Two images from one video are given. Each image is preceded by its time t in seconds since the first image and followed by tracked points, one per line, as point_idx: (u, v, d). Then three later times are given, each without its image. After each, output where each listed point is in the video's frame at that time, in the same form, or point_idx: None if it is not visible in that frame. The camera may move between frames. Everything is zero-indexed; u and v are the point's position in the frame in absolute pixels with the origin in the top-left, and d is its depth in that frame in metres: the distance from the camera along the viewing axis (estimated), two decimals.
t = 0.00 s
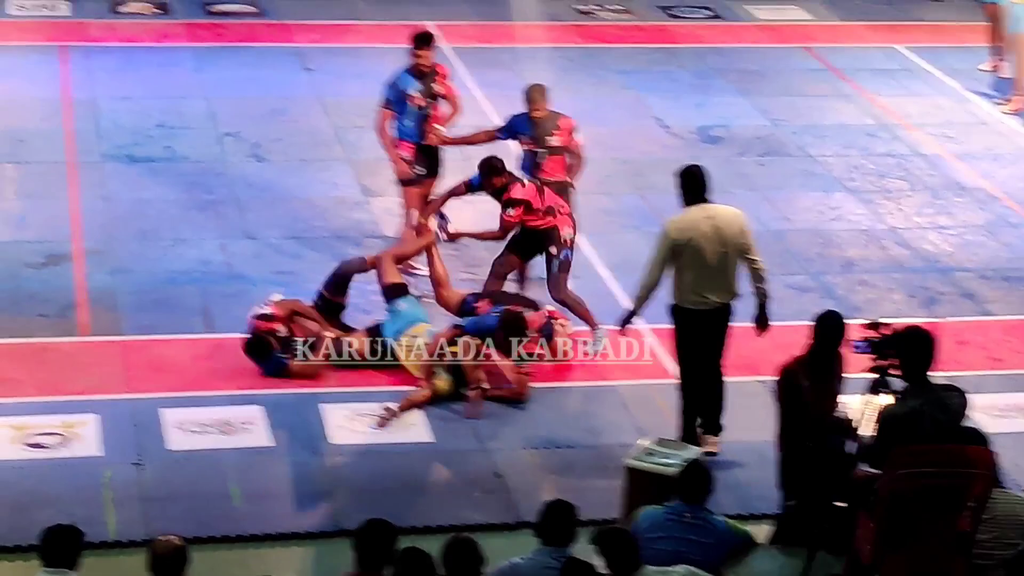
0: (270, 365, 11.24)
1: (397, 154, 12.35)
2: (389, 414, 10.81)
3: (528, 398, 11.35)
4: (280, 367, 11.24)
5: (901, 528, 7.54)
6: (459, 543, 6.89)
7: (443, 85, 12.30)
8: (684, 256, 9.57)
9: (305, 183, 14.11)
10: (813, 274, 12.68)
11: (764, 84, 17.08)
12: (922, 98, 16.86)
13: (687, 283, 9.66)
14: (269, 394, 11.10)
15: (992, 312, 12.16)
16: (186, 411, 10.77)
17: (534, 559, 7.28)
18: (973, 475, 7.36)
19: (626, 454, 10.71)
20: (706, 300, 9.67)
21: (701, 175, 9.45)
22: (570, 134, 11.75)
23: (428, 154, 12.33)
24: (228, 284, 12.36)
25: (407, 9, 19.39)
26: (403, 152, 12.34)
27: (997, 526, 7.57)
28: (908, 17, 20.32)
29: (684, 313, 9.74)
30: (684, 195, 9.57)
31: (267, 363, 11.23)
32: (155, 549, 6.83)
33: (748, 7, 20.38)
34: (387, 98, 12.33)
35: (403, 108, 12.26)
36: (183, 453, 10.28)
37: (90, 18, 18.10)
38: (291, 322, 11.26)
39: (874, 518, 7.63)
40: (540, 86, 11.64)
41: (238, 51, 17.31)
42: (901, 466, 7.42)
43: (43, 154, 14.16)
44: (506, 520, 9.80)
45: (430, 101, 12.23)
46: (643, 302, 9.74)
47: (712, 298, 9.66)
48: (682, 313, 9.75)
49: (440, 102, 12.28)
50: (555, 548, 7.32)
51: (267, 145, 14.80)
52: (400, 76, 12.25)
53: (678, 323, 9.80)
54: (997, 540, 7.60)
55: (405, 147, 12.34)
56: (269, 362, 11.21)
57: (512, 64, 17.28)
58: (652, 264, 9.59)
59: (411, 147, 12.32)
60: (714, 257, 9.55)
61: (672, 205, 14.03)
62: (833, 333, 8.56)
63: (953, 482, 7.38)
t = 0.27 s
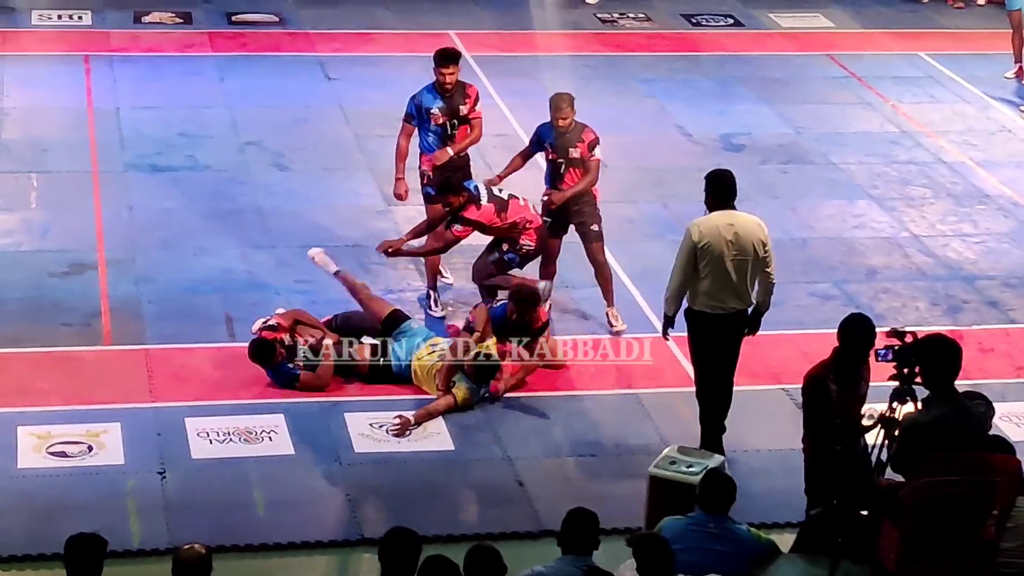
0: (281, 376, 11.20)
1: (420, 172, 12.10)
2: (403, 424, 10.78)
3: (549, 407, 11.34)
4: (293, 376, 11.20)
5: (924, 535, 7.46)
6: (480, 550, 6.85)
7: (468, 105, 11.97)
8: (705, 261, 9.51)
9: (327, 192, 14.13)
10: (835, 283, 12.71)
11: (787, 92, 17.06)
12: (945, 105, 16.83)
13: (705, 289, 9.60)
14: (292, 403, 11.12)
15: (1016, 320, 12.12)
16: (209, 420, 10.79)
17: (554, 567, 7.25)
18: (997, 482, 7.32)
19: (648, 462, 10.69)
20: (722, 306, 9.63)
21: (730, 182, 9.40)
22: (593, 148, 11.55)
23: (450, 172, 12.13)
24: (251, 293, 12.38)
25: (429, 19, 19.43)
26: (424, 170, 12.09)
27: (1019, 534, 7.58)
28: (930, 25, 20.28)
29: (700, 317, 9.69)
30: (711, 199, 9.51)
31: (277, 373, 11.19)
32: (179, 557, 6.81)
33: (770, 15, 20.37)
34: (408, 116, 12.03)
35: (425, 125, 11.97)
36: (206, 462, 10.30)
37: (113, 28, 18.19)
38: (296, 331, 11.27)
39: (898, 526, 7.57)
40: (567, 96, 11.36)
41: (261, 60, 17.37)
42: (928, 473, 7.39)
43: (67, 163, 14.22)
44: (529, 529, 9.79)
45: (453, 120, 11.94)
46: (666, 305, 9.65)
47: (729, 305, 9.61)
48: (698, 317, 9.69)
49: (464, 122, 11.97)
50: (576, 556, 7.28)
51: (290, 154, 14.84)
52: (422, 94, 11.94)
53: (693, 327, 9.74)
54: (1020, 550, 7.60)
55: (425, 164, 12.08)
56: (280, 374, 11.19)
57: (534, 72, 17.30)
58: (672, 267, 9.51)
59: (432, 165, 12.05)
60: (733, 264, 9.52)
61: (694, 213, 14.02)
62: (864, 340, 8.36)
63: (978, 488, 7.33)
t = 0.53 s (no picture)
0: (300, 386, 11.22)
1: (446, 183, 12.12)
2: (422, 433, 10.78)
3: (571, 416, 11.34)
4: (312, 387, 11.24)
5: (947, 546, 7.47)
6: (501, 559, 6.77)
7: (496, 117, 11.93)
8: (733, 262, 9.54)
9: (349, 202, 14.15)
10: (858, 292, 12.74)
11: (808, 101, 17.05)
12: (968, 114, 16.80)
13: (732, 289, 9.61)
14: (314, 412, 11.11)
15: None
16: (231, 430, 10.79)
17: None
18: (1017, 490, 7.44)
19: (670, 472, 10.67)
20: (747, 308, 9.65)
21: (761, 184, 9.46)
22: (636, 172, 11.13)
23: (476, 186, 12.07)
24: (273, 303, 12.39)
25: (450, 29, 19.47)
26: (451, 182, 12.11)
27: None
28: (953, 34, 20.25)
29: (724, 318, 9.71)
30: (741, 201, 9.55)
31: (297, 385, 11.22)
32: (204, 567, 6.79)
33: (792, 25, 20.37)
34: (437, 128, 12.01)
35: (452, 137, 11.94)
36: (229, 472, 10.30)
37: (135, 39, 18.26)
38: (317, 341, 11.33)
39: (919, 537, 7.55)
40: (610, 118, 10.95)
41: (283, 70, 17.41)
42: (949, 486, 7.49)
43: (89, 174, 14.28)
44: (551, 539, 9.77)
45: (480, 132, 11.90)
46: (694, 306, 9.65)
47: (754, 306, 9.64)
48: (723, 318, 9.70)
49: (491, 134, 11.94)
50: (596, 567, 7.18)
51: (312, 165, 14.86)
52: (451, 107, 11.91)
53: (717, 328, 9.75)
54: None
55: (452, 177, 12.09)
56: (300, 385, 11.22)
57: (555, 82, 17.31)
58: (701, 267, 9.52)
59: (458, 178, 12.04)
60: (759, 266, 9.56)
61: (716, 223, 14.02)
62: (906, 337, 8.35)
63: (999, 497, 7.43)
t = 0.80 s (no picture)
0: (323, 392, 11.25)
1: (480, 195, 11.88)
2: (419, 443, 10.64)
3: (592, 425, 11.31)
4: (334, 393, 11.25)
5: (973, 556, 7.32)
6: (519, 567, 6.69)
7: (533, 128, 11.67)
8: (757, 265, 9.54)
9: (370, 212, 14.16)
10: (879, 301, 12.76)
11: (829, 110, 17.03)
12: (989, 123, 16.76)
13: (756, 292, 9.62)
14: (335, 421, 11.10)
15: None
16: (252, 440, 10.79)
17: None
18: None
19: (691, 481, 10.64)
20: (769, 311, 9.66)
21: (785, 189, 9.47)
22: (679, 183, 10.83)
23: (510, 199, 11.82)
24: (294, 312, 12.40)
25: (470, 39, 19.50)
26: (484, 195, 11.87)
27: None
28: (974, 42, 20.22)
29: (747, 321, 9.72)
30: (766, 205, 9.55)
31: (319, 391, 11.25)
32: None
33: (813, 34, 20.36)
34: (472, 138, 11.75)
35: (487, 147, 11.68)
36: (250, 481, 10.30)
37: (156, 49, 18.33)
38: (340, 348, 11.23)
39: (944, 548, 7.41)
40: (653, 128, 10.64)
41: (304, 80, 17.45)
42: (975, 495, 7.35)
43: (111, 184, 14.33)
44: (572, 548, 9.75)
45: (516, 144, 11.64)
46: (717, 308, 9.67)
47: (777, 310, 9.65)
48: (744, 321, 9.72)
49: (527, 145, 11.67)
50: None
51: (332, 174, 14.88)
52: (487, 117, 11.66)
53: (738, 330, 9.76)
54: None
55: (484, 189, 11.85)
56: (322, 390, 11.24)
57: (575, 91, 17.33)
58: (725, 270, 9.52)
59: (492, 190, 11.80)
60: (783, 271, 9.57)
61: (737, 232, 14.02)
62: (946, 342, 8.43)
63: None
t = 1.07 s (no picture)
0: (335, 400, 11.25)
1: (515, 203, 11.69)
2: (382, 449, 10.68)
3: (608, 433, 11.29)
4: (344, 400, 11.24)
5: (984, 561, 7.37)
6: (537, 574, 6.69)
7: (572, 137, 11.49)
8: (769, 270, 9.54)
9: (387, 221, 14.17)
10: (897, 309, 12.78)
11: (846, 118, 17.02)
12: (1007, 131, 16.74)
13: (769, 297, 9.62)
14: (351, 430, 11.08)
15: None
16: (269, 448, 10.78)
17: None
18: None
19: (709, 489, 10.60)
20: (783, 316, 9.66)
21: (800, 195, 9.46)
22: (699, 195, 10.85)
23: (544, 208, 11.62)
24: (311, 321, 12.40)
25: (486, 48, 19.53)
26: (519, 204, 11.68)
27: None
28: (990, 50, 20.20)
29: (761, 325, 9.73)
30: (781, 209, 9.52)
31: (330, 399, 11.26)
32: None
33: (829, 42, 20.36)
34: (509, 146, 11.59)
35: (524, 153, 11.49)
36: (268, 489, 10.29)
37: (173, 58, 18.37)
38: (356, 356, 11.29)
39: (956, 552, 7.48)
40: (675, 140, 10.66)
41: (320, 89, 17.48)
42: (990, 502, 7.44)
43: (128, 193, 14.36)
44: (590, 556, 9.72)
45: (553, 151, 11.44)
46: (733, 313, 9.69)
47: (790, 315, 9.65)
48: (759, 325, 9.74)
49: (565, 154, 11.48)
50: None
51: (349, 183, 14.90)
52: (525, 123, 11.47)
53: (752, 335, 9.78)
54: None
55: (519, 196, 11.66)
56: (333, 398, 11.25)
57: (592, 100, 17.34)
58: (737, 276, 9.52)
59: (527, 199, 11.60)
60: (796, 276, 9.54)
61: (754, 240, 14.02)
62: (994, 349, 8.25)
63: None
